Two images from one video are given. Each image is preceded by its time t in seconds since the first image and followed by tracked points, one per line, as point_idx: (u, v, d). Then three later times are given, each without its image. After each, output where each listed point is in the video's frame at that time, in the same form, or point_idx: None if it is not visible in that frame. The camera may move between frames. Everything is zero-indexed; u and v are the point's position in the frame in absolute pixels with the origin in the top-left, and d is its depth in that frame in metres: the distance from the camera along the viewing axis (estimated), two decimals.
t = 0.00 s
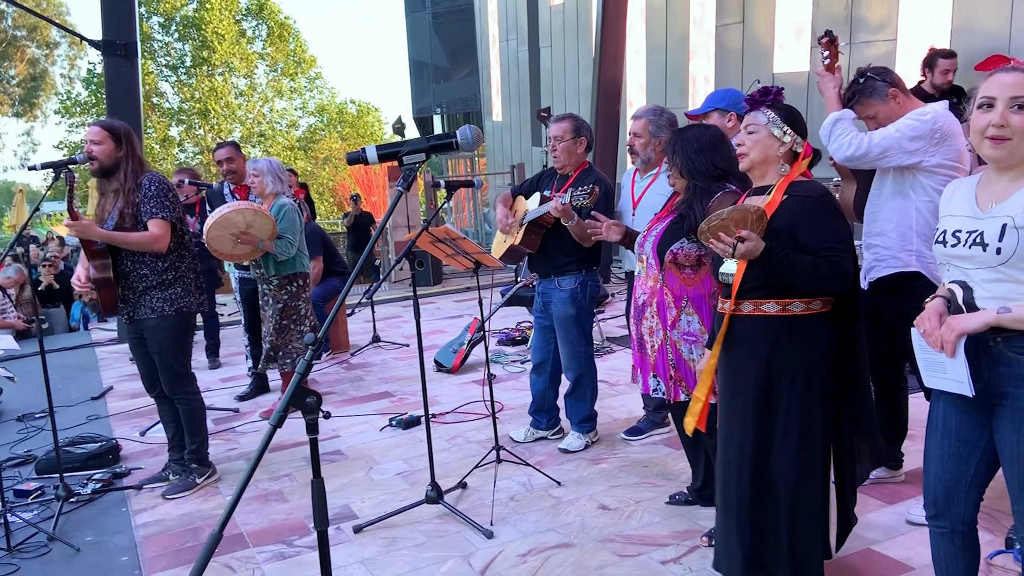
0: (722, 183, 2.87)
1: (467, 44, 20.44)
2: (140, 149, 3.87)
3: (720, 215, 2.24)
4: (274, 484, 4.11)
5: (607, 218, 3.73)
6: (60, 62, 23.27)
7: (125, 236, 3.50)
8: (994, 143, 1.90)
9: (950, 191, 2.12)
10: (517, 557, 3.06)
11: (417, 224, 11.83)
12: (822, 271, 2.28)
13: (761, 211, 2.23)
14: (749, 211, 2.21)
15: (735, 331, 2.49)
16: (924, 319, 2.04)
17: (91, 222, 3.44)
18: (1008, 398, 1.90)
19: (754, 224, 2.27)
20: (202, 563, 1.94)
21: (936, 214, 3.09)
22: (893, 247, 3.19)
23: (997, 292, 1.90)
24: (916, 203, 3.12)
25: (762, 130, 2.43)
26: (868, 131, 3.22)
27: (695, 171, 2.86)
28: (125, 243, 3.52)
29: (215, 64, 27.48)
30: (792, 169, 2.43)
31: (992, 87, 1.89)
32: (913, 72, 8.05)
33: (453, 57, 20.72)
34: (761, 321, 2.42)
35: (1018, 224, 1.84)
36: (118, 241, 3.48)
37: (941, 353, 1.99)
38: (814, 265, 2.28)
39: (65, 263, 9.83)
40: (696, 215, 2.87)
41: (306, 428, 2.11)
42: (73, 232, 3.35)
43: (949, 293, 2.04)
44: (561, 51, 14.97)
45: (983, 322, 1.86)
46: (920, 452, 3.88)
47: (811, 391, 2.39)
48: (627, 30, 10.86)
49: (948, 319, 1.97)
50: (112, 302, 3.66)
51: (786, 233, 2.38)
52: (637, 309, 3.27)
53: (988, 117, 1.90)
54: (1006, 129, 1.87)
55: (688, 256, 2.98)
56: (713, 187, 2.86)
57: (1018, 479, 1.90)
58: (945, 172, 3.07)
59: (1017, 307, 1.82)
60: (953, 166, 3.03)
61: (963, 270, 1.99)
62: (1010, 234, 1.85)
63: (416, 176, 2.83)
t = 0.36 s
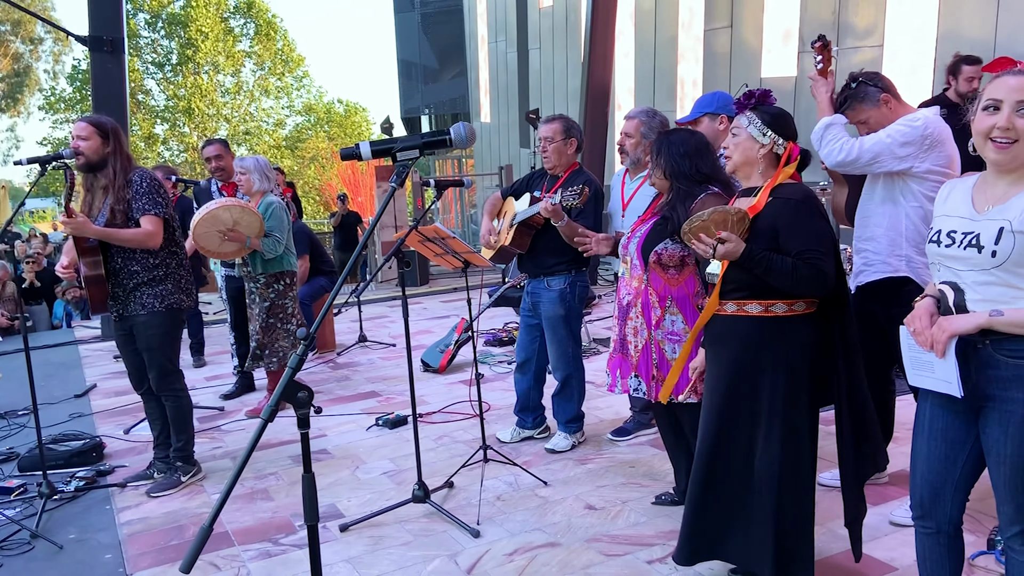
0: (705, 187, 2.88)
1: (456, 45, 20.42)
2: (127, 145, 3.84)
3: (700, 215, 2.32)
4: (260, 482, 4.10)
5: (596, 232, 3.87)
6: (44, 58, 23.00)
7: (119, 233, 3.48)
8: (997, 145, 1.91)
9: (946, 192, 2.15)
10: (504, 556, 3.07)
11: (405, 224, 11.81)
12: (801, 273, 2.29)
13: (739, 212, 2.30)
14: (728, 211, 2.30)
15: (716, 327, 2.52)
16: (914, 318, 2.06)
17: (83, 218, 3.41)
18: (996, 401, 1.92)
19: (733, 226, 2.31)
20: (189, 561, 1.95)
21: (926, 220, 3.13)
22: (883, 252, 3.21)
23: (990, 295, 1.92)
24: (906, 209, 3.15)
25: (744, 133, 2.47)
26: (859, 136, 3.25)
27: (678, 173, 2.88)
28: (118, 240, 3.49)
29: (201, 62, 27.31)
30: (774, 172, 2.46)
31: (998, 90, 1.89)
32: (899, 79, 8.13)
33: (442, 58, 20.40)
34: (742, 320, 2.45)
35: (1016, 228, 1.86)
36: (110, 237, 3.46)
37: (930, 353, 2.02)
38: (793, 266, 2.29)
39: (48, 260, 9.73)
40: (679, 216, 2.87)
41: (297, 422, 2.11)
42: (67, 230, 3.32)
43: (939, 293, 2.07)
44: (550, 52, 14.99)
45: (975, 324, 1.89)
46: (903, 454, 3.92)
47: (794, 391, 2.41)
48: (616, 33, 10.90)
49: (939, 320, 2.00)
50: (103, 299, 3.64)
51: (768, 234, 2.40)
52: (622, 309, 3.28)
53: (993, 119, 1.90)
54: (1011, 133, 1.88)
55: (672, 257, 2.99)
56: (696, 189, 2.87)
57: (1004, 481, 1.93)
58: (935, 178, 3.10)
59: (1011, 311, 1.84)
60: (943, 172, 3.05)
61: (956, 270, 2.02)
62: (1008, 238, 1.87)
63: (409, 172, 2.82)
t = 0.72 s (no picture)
0: (688, 186, 2.88)
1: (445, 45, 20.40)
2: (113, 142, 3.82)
3: (688, 217, 2.35)
4: (248, 482, 4.08)
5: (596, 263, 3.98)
6: (28, 57, 22.78)
7: (107, 229, 3.45)
8: (981, 146, 1.94)
9: (930, 190, 2.17)
10: (494, 555, 3.07)
11: (393, 225, 11.78)
12: (789, 273, 2.31)
13: (727, 213, 2.33)
14: (716, 213, 2.33)
15: (704, 326, 2.53)
16: (897, 316, 2.08)
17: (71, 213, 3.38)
18: (977, 395, 1.94)
19: (720, 226, 2.33)
20: (183, 556, 1.93)
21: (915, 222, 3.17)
22: (873, 254, 3.23)
23: (972, 292, 1.95)
24: (896, 211, 3.18)
25: (732, 133, 2.50)
26: (849, 138, 3.28)
27: (660, 173, 2.89)
28: (106, 236, 3.47)
29: (188, 62, 27.15)
30: (761, 171, 2.49)
31: (982, 90, 1.91)
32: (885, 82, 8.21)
33: (431, 60, 19.62)
34: (731, 320, 2.46)
35: (997, 226, 1.88)
36: (99, 233, 3.44)
37: (913, 349, 2.04)
38: (780, 266, 2.31)
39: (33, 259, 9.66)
40: (663, 217, 2.88)
41: (292, 417, 2.10)
42: (56, 224, 3.29)
43: (922, 290, 2.09)
44: (538, 54, 15.02)
45: (956, 321, 1.91)
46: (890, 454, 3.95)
47: (781, 391, 2.43)
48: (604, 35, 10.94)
49: (922, 317, 2.02)
50: (88, 297, 3.60)
51: (754, 234, 2.42)
52: (609, 308, 3.30)
53: (977, 119, 1.92)
54: (995, 134, 1.91)
55: (655, 256, 3.03)
56: (679, 188, 2.87)
57: (986, 473, 1.95)
58: (923, 180, 3.13)
59: (992, 308, 1.87)
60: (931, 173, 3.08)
61: (939, 269, 2.04)
62: (990, 236, 1.90)
63: (404, 167, 2.81)
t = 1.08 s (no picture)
0: (686, 186, 2.89)
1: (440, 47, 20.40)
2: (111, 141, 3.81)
3: (686, 220, 2.34)
4: (245, 482, 4.07)
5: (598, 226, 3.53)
6: (22, 57, 22.65)
7: (101, 227, 3.45)
8: (962, 148, 1.95)
9: (908, 192, 2.18)
10: (491, 555, 3.07)
11: (388, 226, 11.77)
12: (787, 274, 2.31)
13: (725, 216, 2.33)
14: (714, 216, 2.32)
15: (705, 327, 2.54)
16: (882, 316, 2.08)
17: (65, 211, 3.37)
18: (965, 393, 1.95)
19: (718, 228, 2.34)
20: (185, 555, 1.93)
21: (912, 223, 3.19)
22: (870, 255, 3.26)
23: (957, 290, 1.96)
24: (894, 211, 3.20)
25: (730, 135, 2.50)
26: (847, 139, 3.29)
27: (660, 173, 2.90)
28: (100, 234, 3.46)
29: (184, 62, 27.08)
30: (758, 173, 2.49)
31: (961, 94, 1.93)
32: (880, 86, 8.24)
33: (426, 61, 19.79)
34: (730, 321, 2.47)
35: (980, 225, 1.90)
36: (93, 231, 3.43)
37: (899, 348, 2.03)
38: (779, 267, 2.32)
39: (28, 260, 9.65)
40: (658, 216, 2.90)
41: (295, 415, 2.10)
42: (48, 221, 3.29)
43: (906, 291, 2.09)
44: (534, 56, 15.02)
45: (943, 318, 1.92)
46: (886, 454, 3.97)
47: (781, 392, 2.43)
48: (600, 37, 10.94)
49: (907, 316, 2.02)
50: (84, 296, 3.60)
51: (753, 235, 2.42)
52: (608, 309, 3.31)
53: (958, 122, 1.93)
54: (976, 136, 1.92)
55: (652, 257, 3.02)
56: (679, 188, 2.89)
57: (975, 471, 1.96)
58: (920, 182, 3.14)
59: (977, 305, 1.88)
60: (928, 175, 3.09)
61: (922, 269, 2.05)
62: (973, 235, 1.91)
63: (407, 167, 2.82)
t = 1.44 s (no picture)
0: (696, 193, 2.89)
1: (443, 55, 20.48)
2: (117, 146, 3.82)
3: (689, 227, 2.34)
4: (246, 488, 4.06)
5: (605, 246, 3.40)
6: (26, 62, 22.73)
7: (105, 231, 3.45)
8: (951, 161, 1.94)
9: (883, 206, 2.18)
10: (494, 563, 3.06)
11: (390, 233, 11.78)
12: (791, 283, 2.31)
13: (729, 223, 2.34)
14: (718, 223, 2.33)
15: (708, 335, 2.54)
16: (870, 328, 2.08)
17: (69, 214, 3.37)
18: (959, 401, 1.96)
19: (723, 236, 2.34)
20: (194, 559, 1.92)
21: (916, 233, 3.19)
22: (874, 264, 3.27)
23: (946, 300, 1.96)
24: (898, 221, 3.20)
25: (735, 144, 2.50)
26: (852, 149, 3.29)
27: (673, 179, 2.90)
28: (104, 237, 3.47)
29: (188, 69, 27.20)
30: (763, 182, 2.50)
31: (950, 108, 1.92)
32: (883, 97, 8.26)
33: (429, 69, 19.89)
34: (733, 329, 2.47)
35: (970, 235, 1.90)
36: (97, 234, 3.44)
37: (892, 360, 2.02)
38: (783, 276, 2.31)
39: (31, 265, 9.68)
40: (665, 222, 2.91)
41: (304, 420, 2.09)
42: (52, 224, 3.29)
43: (890, 303, 2.09)
44: (537, 65, 15.07)
45: (936, 326, 1.92)
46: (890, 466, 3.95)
47: (784, 401, 2.43)
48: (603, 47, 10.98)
49: (898, 327, 2.01)
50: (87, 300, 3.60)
51: (757, 244, 2.43)
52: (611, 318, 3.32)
53: (948, 135, 1.93)
54: (967, 149, 1.92)
55: (655, 263, 3.02)
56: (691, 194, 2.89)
57: (972, 480, 1.95)
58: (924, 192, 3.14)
59: (971, 312, 1.88)
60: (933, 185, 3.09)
61: (910, 279, 2.04)
62: (963, 245, 1.91)
63: (417, 173, 2.82)
